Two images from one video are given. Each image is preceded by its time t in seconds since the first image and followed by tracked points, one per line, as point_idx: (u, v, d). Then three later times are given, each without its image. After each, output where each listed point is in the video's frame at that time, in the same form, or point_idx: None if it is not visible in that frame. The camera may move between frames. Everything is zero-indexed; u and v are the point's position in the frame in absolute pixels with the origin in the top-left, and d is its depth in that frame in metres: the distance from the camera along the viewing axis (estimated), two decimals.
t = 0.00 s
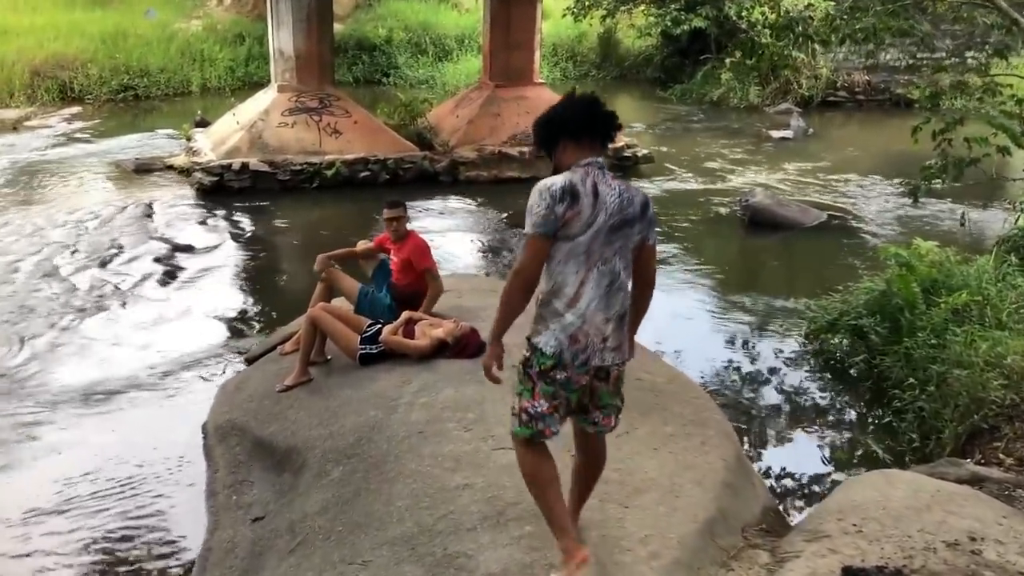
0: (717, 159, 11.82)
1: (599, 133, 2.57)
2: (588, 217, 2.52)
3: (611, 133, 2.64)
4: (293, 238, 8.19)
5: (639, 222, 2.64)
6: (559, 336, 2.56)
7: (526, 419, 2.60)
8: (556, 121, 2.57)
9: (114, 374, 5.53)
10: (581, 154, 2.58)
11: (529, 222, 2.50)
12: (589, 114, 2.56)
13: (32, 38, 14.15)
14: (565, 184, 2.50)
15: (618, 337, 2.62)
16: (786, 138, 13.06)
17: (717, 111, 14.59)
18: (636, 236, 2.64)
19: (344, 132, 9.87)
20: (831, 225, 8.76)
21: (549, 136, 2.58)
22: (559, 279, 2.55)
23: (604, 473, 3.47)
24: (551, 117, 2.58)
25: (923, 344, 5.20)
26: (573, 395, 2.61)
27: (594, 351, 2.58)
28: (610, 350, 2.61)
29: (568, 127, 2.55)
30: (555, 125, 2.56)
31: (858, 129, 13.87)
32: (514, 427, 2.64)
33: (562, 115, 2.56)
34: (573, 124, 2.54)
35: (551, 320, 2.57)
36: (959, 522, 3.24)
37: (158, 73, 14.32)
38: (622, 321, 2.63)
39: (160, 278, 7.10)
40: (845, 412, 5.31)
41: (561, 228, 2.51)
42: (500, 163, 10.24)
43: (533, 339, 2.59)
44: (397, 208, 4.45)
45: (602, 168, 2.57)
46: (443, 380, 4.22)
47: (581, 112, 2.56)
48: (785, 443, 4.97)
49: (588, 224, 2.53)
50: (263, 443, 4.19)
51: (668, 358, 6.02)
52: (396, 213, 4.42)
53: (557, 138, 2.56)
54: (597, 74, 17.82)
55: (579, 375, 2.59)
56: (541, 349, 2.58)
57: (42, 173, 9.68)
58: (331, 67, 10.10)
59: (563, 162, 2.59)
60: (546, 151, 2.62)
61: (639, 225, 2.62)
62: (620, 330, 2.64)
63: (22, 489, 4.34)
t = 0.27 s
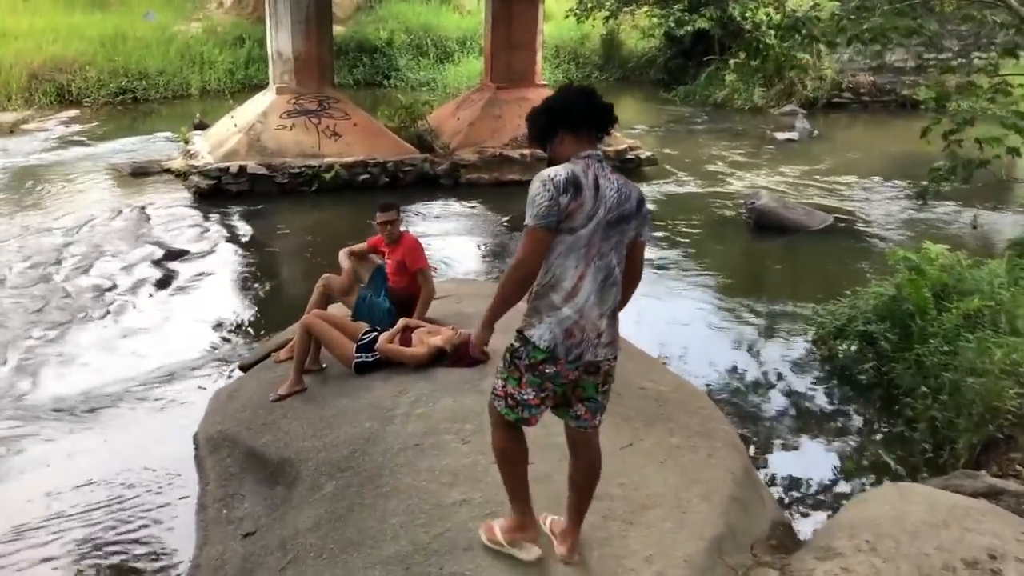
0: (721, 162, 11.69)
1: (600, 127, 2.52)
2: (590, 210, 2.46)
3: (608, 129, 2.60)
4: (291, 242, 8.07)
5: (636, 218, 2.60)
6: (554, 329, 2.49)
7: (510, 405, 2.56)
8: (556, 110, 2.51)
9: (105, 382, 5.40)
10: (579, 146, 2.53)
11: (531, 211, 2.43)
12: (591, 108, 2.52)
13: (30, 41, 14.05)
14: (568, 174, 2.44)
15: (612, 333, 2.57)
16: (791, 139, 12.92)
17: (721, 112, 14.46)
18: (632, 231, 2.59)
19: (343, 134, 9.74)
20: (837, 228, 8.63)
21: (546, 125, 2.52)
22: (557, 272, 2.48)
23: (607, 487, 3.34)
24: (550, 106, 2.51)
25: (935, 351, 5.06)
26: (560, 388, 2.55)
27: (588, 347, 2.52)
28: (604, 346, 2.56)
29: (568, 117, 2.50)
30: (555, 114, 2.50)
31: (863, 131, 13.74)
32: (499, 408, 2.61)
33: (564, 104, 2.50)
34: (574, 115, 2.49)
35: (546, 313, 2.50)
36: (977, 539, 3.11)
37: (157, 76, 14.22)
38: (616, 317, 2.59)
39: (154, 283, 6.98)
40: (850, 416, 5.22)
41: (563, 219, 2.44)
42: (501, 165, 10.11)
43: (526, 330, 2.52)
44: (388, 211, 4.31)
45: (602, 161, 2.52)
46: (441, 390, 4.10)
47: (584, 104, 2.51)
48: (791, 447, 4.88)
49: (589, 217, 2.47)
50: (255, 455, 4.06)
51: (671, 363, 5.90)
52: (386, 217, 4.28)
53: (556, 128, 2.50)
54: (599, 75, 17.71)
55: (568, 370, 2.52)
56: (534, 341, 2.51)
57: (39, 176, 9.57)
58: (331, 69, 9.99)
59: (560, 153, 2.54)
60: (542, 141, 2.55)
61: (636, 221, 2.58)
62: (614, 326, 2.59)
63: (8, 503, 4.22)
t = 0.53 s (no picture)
0: (728, 168, 11.58)
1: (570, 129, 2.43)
2: (566, 220, 2.38)
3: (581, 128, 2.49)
4: (292, 249, 7.97)
5: (619, 217, 2.49)
6: (542, 342, 2.44)
7: (506, 408, 2.58)
8: (525, 116, 2.42)
9: (100, 393, 5.30)
10: (553, 152, 2.43)
11: (504, 230, 2.38)
12: (558, 110, 2.41)
13: (33, 46, 13.97)
14: (539, 187, 2.36)
15: (605, 338, 2.48)
16: (798, 146, 12.79)
17: (727, 119, 14.34)
18: (617, 231, 2.49)
19: (346, 140, 9.63)
20: (846, 236, 8.52)
21: (517, 132, 2.44)
22: (540, 285, 2.43)
23: (611, 508, 3.22)
24: (519, 112, 2.43)
25: (951, 364, 4.94)
26: (554, 395, 2.50)
27: (579, 355, 2.45)
28: (598, 351, 2.48)
29: (536, 122, 2.40)
30: (524, 120, 2.41)
31: (870, 137, 13.61)
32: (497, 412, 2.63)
33: (531, 109, 2.41)
34: (541, 118, 2.39)
35: (533, 326, 2.45)
36: (998, 562, 2.98)
37: (160, 81, 14.15)
38: (608, 321, 2.50)
39: (152, 290, 6.87)
40: (857, 425, 5.13)
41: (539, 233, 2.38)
42: (505, 171, 10.00)
43: (517, 343, 2.49)
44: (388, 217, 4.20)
45: (575, 166, 2.42)
46: (440, 405, 3.99)
47: (550, 107, 2.41)
48: (797, 456, 4.80)
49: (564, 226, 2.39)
50: (250, 470, 3.94)
51: (678, 373, 5.78)
52: (386, 223, 4.18)
53: (527, 135, 2.41)
54: (605, 81, 17.62)
55: (561, 380, 2.47)
56: (524, 353, 2.47)
57: (38, 182, 9.47)
58: (333, 74, 9.93)
59: (534, 160, 2.45)
60: (516, 149, 2.47)
61: (620, 221, 2.48)
62: (608, 330, 2.50)
63: None
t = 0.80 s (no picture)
0: (734, 174, 11.47)
1: (505, 127, 2.37)
2: (520, 222, 2.34)
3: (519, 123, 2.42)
4: (292, 254, 7.86)
5: (579, 201, 2.42)
6: (517, 341, 2.40)
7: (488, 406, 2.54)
8: (463, 123, 2.37)
9: (93, 402, 5.18)
10: (496, 154, 2.38)
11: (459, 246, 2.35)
12: (487, 113, 2.36)
13: (34, 49, 13.89)
14: (485, 198, 2.32)
15: (582, 325, 2.43)
16: (805, 151, 12.67)
17: (733, 124, 14.24)
18: (579, 216, 2.42)
19: (348, 145, 9.50)
20: (855, 243, 8.41)
21: (458, 140, 2.39)
22: (507, 289, 2.39)
23: (617, 525, 3.10)
24: (457, 119, 2.38)
25: (966, 375, 4.85)
26: (535, 389, 2.46)
27: (558, 346, 2.40)
28: (577, 339, 2.42)
29: (475, 126, 2.35)
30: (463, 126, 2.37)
31: (878, 143, 13.49)
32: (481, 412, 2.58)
33: (469, 113, 2.36)
34: (474, 123, 2.35)
35: (507, 326, 2.42)
36: None
37: (162, 85, 14.07)
38: (584, 308, 2.44)
39: (149, 296, 6.77)
40: (867, 433, 5.02)
41: (495, 241, 2.35)
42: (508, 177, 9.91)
43: (494, 344, 2.46)
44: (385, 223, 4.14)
45: (521, 163, 2.37)
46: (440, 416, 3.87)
47: (479, 111, 2.36)
48: (804, 464, 4.68)
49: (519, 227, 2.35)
50: (245, 483, 3.83)
51: (685, 382, 5.65)
52: (384, 230, 4.12)
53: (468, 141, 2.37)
54: (610, 86, 17.52)
55: (541, 373, 2.42)
56: (502, 352, 2.44)
57: (37, 186, 9.38)
58: (336, 79, 9.78)
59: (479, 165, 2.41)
60: (460, 156, 2.43)
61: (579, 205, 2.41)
62: (585, 317, 2.44)
63: None
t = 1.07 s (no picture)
0: (738, 177, 11.35)
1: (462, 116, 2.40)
2: (487, 210, 2.37)
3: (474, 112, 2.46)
4: (291, 258, 7.74)
5: (546, 182, 2.46)
6: (495, 330, 2.43)
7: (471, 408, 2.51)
8: (418, 119, 2.38)
9: (85, 413, 5.06)
10: (454, 145, 2.41)
11: (429, 241, 2.38)
12: (441, 104, 2.38)
13: (32, 52, 13.77)
14: (450, 190, 2.36)
15: (557, 307, 2.48)
16: (811, 155, 12.54)
17: (737, 128, 14.11)
18: (548, 198, 2.46)
19: (348, 148, 9.36)
20: (863, 249, 8.30)
21: (414, 137, 2.40)
22: (479, 278, 2.43)
23: (624, 541, 2.97)
24: (411, 115, 2.38)
25: (983, 385, 4.75)
26: (518, 381, 2.49)
27: (535, 330, 2.45)
28: (553, 322, 2.48)
29: (432, 120, 2.37)
30: (419, 122, 2.38)
31: (884, 147, 13.37)
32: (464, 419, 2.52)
33: (424, 108, 2.37)
34: (430, 116, 2.37)
35: (483, 316, 2.44)
36: None
37: (161, 89, 13.96)
38: (558, 289, 2.49)
39: (145, 301, 6.64)
40: (876, 440, 4.92)
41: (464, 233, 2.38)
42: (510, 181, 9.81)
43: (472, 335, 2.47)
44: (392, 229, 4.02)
45: (480, 150, 2.40)
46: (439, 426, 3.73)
47: (433, 103, 2.38)
48: (814, 475, 4.55)
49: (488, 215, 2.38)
50: (237, 497, 3.70)
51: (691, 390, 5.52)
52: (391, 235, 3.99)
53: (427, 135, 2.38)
54: (612, 90, 17.41)
55: (521, 362, 2.46)
56: (481, 344, 2.45)
57: (34, 190, 9.27)
58: (336, 81, 9.63)
59: (439, 159, 2.43)
60: (417, 153, 2.43)
61: (546, 186, 2.44)
62: (560, 298, 2.49)
63: None
